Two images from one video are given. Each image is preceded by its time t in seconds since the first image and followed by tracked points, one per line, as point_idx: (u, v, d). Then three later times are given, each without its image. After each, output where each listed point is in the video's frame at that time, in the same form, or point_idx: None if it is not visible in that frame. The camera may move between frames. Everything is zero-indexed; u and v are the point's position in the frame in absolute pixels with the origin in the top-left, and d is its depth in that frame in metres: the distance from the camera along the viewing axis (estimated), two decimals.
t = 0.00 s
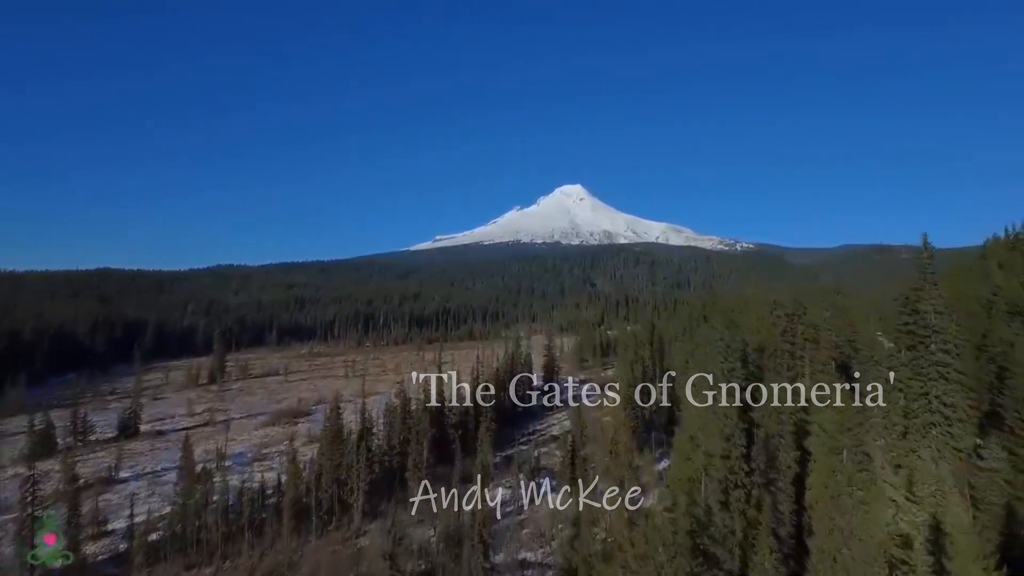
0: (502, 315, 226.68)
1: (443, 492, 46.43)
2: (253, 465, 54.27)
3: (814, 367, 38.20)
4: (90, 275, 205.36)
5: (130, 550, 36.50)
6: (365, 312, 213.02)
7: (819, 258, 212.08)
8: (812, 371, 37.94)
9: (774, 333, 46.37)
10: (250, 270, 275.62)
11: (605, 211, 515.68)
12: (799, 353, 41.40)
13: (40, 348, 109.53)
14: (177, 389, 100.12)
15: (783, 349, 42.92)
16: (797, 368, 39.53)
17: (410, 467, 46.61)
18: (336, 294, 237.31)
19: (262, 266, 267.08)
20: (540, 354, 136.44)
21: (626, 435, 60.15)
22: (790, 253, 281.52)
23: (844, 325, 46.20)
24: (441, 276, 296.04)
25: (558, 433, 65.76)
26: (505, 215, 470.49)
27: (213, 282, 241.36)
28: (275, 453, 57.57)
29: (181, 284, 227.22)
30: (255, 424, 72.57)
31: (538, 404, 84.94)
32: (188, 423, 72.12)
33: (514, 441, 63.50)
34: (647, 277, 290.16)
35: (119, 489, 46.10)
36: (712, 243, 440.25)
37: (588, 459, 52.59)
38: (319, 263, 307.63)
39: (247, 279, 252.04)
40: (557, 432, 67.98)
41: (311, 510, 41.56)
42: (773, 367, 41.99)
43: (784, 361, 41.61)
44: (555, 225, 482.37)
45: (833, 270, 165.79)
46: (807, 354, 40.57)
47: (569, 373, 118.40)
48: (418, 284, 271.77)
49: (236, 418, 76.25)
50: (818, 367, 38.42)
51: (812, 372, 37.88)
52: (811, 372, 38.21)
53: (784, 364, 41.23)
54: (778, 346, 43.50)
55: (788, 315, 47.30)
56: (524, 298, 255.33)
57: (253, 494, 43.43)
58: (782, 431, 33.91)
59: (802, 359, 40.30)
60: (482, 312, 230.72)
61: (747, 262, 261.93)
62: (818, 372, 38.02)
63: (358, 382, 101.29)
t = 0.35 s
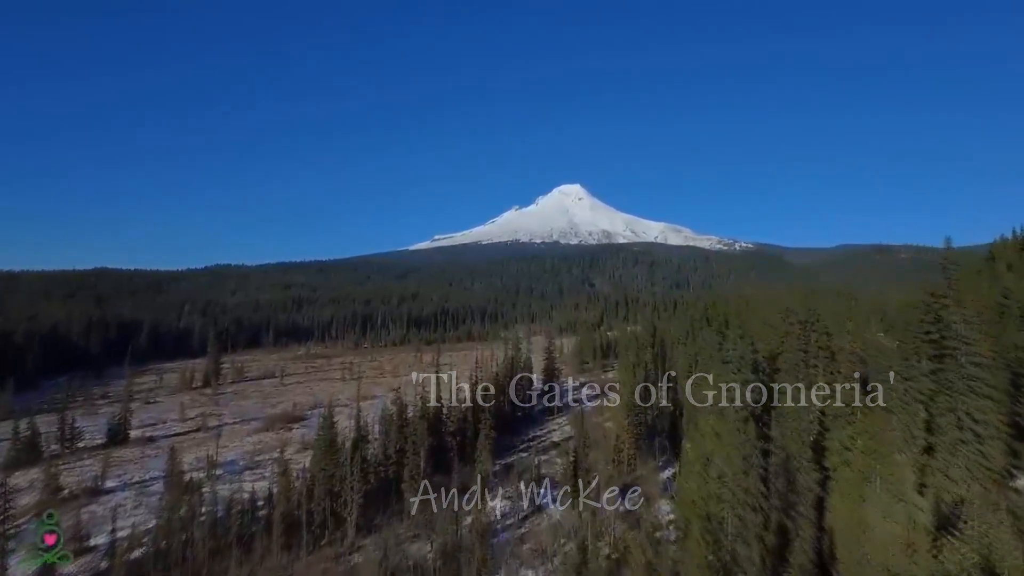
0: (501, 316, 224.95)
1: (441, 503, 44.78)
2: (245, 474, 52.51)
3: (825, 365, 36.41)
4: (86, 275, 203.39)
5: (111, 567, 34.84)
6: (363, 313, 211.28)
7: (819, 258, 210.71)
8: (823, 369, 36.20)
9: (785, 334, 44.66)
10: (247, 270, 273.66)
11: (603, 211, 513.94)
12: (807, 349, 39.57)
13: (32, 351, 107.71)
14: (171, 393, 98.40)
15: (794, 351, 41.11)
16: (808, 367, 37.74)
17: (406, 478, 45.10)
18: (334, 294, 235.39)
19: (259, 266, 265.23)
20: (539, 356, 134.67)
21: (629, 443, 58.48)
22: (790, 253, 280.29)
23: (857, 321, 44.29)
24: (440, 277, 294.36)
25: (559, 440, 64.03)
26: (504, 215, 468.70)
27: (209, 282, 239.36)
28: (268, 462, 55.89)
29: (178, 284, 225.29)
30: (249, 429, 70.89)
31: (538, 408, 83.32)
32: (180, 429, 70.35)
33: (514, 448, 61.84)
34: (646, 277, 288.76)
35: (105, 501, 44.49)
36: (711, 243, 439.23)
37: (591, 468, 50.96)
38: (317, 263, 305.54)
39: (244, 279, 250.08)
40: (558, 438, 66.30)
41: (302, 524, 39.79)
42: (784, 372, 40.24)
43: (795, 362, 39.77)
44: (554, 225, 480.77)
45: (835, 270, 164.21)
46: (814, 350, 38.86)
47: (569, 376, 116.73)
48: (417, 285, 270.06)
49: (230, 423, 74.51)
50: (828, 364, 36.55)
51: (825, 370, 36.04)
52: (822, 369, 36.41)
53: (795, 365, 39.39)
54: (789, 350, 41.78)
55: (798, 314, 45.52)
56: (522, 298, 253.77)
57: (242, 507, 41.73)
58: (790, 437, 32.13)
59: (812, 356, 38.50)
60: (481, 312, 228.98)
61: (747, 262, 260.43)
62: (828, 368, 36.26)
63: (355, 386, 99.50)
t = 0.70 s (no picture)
0: (499, 317, 223.98)
1: (437, 516, 43.15)
2: (235, 485, 50.71)
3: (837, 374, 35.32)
4: (80, 274, 201.29)
5: None
6: (360, 313, 209.50)
7: (819, 259, 209.45)
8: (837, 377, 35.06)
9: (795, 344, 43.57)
10: (243, 271, 271.68)
11: (602, 211, 512.41)
12: (821, 359, 38.43)
13: (23, 353, 105.86)
14: (163, 396, 96.76)
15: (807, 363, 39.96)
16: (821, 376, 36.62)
17: (402, 491, 43.57)
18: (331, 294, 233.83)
19: (255, 266, 263.49)
20: (537, 358, 133.05)
21: (631, 452, 56.86)
22: (788, 253, 279.99)
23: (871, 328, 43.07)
24: (438, 276, 293.16)
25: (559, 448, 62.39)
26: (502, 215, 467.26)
27: (206, 282, 237.38)
28: (260, 471, 54.30)
29: (174, 285, 223.13)
30: (242, 435, 69.29)
31: (538, 414, 81.62)
32: (170, 435, 68.49)
33: (513, 456, 60.20)
34: (644, 277, 288.01)
35: (88, 513, 42.69)
36: (709, 243, 438.52)
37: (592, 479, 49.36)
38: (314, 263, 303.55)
39: (243, 279, 248.86)
40: (559, 446, 64.65)
41: (291, 541, 38.02)
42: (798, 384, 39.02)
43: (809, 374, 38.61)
44: (552, 225, 479.64)
45: (836, 270, 162.96)
46: (827, 359, 37.75)
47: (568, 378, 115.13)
48: (415, 285, 268.94)
49: (222, 429, 72.65)
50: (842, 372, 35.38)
51: (839, 378, 34.87)
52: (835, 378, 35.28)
53: (809, 377, 38.21)
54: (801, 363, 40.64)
55: (808, 323, 44.46)
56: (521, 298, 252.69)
57: (230, 522, 39.99)
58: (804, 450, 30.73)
59: (825, 366, 37.39)
60: (479, 313, 227.32)
61: (746, 262, 259.33)
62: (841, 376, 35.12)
63: (351, 390, 97.95)
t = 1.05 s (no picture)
0: (498, 318, 222.71)
1: (433, 531, 41.64)
2: (224, 495, 49.04)
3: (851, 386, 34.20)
4: (76, 274, 199.38)
5: None
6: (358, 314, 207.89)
7: (819, 259, 208.30)
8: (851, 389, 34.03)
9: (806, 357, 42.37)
10: (239, 271, 269.70)
11: (600, 211, 510.83)
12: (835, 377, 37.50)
13: (14, 355, 104.16)
14: (156, 399, 95.06)
15: (822, 378, 38.84)
16: (835, 394, 35.56)
17: (396, 503, 41.97)
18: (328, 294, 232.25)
19: (252, 266, 261.67)
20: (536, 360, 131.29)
21: (634, 460, 55.32)
22: (787, 253, 278.99)
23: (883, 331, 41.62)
24: (436, 276, 291.69)
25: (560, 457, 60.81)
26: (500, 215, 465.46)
27: (202, 282, 235.59)
28: (251, 480, 52.69)
29: (171, 285, 221.20)
30: (235, 441, 67.66)
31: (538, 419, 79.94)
32: (161, 441, 66.66)
33: (511, 464, 58.65)
34: (643, 278, 286.88)
35: (69, 527, 41.04)
36: (707, 243, 437.46)
37: (594, 489, 47.95)
38: (311, 263, 301.40)
39: (240, 279, 247.24)
40: (559, 454, 63.00)
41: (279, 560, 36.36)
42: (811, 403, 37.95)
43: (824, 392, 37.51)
44: (551, 224, 478.13)
45: (836, 270, 161.73)
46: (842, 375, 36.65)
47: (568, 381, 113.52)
48: (413, 285, 267.55)
49: (214, 435, 70.89)
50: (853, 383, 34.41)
51: (855, 386, 33.49)
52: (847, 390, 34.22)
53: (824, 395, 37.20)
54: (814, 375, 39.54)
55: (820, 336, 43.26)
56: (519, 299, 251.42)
57: (216, 538, 38.32)
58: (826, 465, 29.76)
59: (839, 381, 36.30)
60: (478, 313, 225.59)
61: (745, 262, 258.22)
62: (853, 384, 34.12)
63: (347, 394, 96.42)
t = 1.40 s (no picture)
0: (497, 318, 221.58)
1: (429, 543, 40.34)
2: (214, 505, 47.56)
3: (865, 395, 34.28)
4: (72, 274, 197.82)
5: None
6: (356, 314, 206.56)
7: (818, 258, 207.39)
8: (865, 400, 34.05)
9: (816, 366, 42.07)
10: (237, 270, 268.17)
11: (599, 211, 509.60)
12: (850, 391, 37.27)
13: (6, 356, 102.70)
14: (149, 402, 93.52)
15: (835, 389, 38.52)
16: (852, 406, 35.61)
17: (391, 516, 40.46)
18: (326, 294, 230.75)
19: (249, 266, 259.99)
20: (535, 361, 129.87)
21: (637, 468, 53.97)
22: (786, 253, 278.05)
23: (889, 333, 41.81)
24: (434, 275, 290.31)
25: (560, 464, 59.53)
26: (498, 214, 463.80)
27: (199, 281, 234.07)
28: (243, 488, 51.39)
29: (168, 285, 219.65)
30: (227, 447, 66.26)
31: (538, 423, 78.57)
32: (152, 447, 65.19)
33: (511, 471, 57.29)
34: (642, 278, 285.90)
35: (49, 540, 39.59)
36: (706, 242, 436.35)
37: (596, 499, 46.69)
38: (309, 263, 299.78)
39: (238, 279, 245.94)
40: (560, 460, 61.73)
41: None
42: (826, 415, 37.73)
43: (839, 406, 37.55)
44: (550, 224, 476.79)
45: (837, 270, 160.75)
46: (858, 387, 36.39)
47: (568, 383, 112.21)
48: (411, 284, 266.34)
49: (207, 440, 69.42)
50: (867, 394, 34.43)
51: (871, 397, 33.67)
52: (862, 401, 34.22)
53: (841, 409, 37.04)
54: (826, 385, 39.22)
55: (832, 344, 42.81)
56: (517, 298, 250.31)
57: (204, 553, 36.90)
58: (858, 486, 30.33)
59: (854, 394, 36.21)
60: (477, 313, 224.47)
61: (744, 261, 257.32)
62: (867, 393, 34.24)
63: (344, 398, 95.07)
